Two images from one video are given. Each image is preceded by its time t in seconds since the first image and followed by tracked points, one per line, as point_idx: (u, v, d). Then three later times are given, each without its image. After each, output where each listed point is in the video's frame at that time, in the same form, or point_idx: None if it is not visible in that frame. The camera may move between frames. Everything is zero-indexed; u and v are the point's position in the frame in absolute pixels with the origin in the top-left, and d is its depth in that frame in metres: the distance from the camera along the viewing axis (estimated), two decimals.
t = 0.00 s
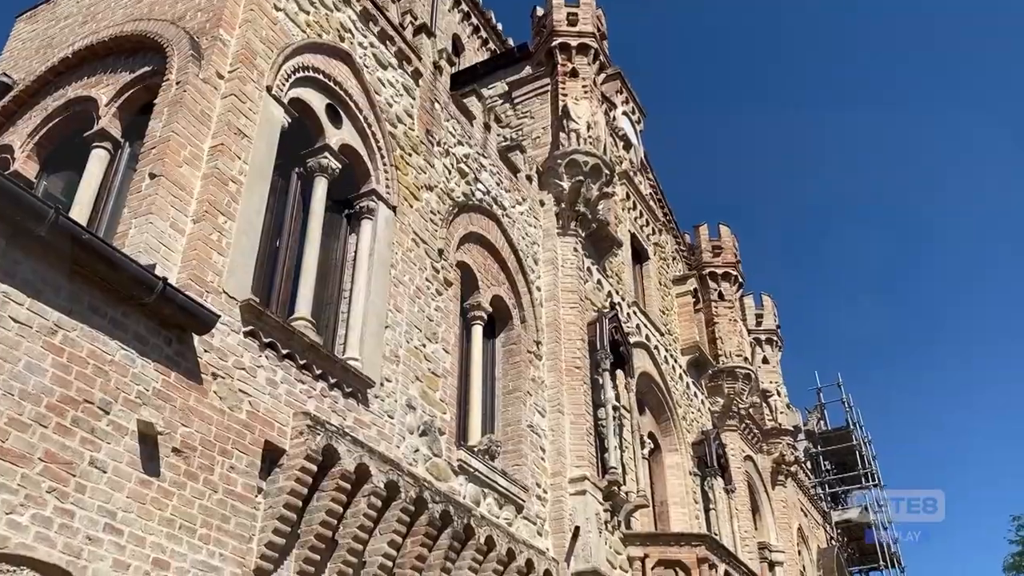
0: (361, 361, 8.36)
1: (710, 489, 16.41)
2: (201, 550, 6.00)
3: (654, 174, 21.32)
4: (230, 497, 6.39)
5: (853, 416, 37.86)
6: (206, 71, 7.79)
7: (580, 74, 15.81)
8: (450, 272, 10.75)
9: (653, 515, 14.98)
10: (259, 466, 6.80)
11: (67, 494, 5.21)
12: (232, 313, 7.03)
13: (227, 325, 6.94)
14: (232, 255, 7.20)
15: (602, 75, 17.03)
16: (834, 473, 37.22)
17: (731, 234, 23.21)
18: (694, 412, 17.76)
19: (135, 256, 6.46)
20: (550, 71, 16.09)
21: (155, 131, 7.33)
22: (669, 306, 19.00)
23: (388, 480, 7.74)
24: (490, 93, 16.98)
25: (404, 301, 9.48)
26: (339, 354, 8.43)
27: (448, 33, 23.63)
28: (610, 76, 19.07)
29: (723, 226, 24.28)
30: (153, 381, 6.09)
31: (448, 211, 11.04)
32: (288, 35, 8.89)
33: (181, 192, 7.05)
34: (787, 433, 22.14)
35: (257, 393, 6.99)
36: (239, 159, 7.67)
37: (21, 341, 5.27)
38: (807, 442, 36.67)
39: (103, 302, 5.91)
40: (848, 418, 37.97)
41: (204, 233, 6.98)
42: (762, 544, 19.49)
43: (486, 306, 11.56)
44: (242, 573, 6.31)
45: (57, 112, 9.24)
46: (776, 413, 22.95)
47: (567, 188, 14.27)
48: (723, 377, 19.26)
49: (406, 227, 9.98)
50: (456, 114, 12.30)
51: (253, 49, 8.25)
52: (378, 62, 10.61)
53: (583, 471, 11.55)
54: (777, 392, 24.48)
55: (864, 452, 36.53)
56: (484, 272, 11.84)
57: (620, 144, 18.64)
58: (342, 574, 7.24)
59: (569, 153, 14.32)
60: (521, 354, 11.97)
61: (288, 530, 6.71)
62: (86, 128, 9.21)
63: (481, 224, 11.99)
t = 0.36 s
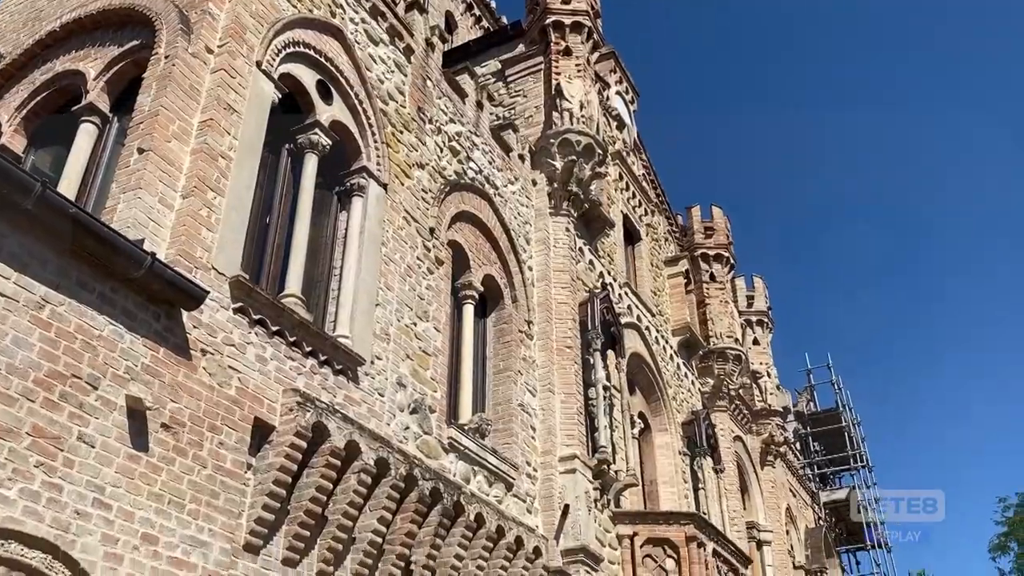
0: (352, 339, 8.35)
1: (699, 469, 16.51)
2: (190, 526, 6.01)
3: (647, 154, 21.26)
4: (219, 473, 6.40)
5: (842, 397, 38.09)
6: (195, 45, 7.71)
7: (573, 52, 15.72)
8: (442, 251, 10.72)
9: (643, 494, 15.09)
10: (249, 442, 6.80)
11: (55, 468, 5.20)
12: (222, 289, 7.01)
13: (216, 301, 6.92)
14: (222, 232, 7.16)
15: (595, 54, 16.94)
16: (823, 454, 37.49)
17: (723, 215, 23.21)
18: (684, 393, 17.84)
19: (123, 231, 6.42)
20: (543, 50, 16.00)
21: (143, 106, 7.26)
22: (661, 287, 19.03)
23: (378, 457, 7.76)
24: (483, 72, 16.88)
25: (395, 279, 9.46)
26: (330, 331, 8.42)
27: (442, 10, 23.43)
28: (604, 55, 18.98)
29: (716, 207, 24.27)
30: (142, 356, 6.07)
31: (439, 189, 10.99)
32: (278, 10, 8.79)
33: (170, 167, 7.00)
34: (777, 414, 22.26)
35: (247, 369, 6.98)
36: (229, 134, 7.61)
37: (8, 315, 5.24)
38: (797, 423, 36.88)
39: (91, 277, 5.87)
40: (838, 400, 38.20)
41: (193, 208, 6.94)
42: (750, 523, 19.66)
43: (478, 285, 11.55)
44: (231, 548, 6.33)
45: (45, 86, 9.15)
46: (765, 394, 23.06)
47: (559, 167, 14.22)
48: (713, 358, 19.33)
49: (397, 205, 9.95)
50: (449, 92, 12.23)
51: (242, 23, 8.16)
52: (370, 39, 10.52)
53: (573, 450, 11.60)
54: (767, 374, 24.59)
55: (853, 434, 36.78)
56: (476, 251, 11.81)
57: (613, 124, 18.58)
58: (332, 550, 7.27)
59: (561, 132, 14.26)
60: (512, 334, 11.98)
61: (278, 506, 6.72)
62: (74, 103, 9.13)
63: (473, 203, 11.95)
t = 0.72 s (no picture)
0: (341, 314, 8.32)
1: (688, 447, 16.61)
2: (179, 498, 6.02)
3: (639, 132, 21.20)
4: (208, 446, 6.39)
5: (831, 377, 38.30)
6: (182, 16, 7.61)
7: (566, 28, 15.61)
8: (432, 227, 10.68)
9: (632, 471, 15.19)
10: (238, 415, 6.78)
11: (42, 440, 5.18)
12: (210, 263, 6.97)
13: (204, 275, 6.88)
14: (210, 205, 7.11)
15: (588, 31, 16.82)
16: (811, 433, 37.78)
17: (715, 195, 23.20)
18: (673, 371, 17.91)
19: (111, 203, 6.36)
20: (536, 26, 15.88)
21: (130, 76, 7.17)
22: (652, 266, 19.03)
23: (368, 432, 7.76)
24: (475, 47, 16.76)
25: (385, 255, 9.42)
26: (319, 306, 8.40)
27: None
28: (597, 32, 18.87)
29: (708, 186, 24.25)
30: (130, 329, 6.04)
31: (430, 164, 10.93)
32: None
33: (158, 139, 6.94)
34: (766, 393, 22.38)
35: (235, 342, 6.96)
36: (218, 107, 7.54)
37: None
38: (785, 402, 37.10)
39: (78, 248, 5.82)
40: (827, 379, 38.42)
41: (181, 181, 6.88)
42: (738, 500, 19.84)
43: (468, 262, 11.52)
44: (220, 521, 6.34)
45: (31, 57, 9.03)
46: (755, 373, 23.17)
47: (551, 144, 14.15)
48: (703, 337, 19.39)
49: (388, 180, 9.89)
50: (440, 67, 12.13)
51: None
52: (360, 12, 10.41)
53: (562, 426, 11.64)
54: (757, 353, 24.70)
55: (841, 413, 37.04)
56: (467, 228, 11.76)
57: (606, 102, 18.50)
58: (320, 523, 7.25)
59: (554, 109, 14.18)
60: (502, 311, 11.98)
61: (266, 479, 6.73)
62: (61, 73, 9.02)
63: (465, 180, 11.89)
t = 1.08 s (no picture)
0: (330, 287, 8.29)
1: (676, 422, 16.71)
2: (166, 468, 6.01)
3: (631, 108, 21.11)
4: (195, 417, 6.38)
5: (819, 355, 38.53)
6: None
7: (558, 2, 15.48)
8: (422, 200, 10.62)
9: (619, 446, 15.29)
10: (225, 386, 6.78)
11: (28, 409, 5.16)
12: (198, 233, 6.92)
13: (192, 245, 6.83)
14: (197, 174, 7.05)
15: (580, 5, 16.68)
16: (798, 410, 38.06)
17: (706, 172, 23.16)
18: (662, 347, 17.97)
19: (97, 171, 6.30)
20: None
21: (116, 44, 7.07)
22: (642, 243, 19.03)
23: (356, 404, 7.77)
24: (467, 20, 16.60)
25: (374, 228, 9.37)
26: (308, 279, 8.36)
27: None
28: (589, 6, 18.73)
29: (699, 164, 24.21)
30: (116, 299, 6.00)
31: (420, 137, 10.86)
32: None
33: (145, 108, 6.86)
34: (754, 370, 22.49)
35: (223, 314, 6.93)
36: (205, 76, 7.46)
37: None
38: (773, 379, 37.32)
39: (64, 217, 5.76)
40: (815, 357, 38.66)
41: (168, 150, 6.81)
42: (724, 476, 20.00)
43: (458, 236, 11.48)
44: (208, 491, 6.34)
45: (16, 23, 8.91)
46: (743, 350, 23.27)
47: (542, 119, 14.08)
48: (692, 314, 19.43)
49: (377, 152, 9.82)
50: (430, 39, 12.01)
51: None
52: None
53: (551, 401, 11.69)
54: (745, 330, 24.80)
55: (828, 390, 37.30)
56: (457, 201, 11.70)
57: (598, 77, 18.40)
58: (309, 494, 7.27)
59: (545, 83, 14.08)
60: (492, 286, 11.96)
61: (255, 450, 6.73)
62: (46, 41, 8.89)
63: (455, 153, 11.83)
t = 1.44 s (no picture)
0: (318, 257, 8.26)
1: (663, 396, 16.82)
2: (153, 436, 6.00)
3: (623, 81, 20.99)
4: (182, 385, 6.36)
5: (806, 330, 38.76)
6: None
7: None
8: (411, 171, 10.55)
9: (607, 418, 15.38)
10: (213, 355, 6.76)
11: (13, 375, 5.13)
12: (184, 201, 6.86)
13: (178, 213, 6.78)
14: (184, 142, 6.97)
15: None
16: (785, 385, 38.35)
17: (697, 146, 23.12)
18: (651, 322, 18.02)
19: (81, 137, 6.22)
20: None
21: (100, 8, 6.96)
22: (632, 217, 19.01)
23: (344, 374, 7.77)
24: None
25: (362, 198, 9.32)
26: (296, 248, 8.32)
27: None
28: None
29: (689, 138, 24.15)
30: (102, 266, 5.95)
31: (409, 107, 10.77)
32: None
33: (130, 73, 6.77)
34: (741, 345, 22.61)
35: (210, 282, 6.90)
36: (191, 42, 7.36)
37: None
38: (760, 354, 37.54)
39: (48, 183, 5.69)
40: (802, 332, 38.88)
41: (154, 116, 6.73)
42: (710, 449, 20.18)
43: (448, 208, 11.43)
44: (195, 460, 6.33)
45: None
46: (731, 325, 23.37)
47: (533, 91, 13.99)
48: (681, 288, 19.47)
49: (366, 122, 9.74)
50: (421, 7, 11.87)
51: None
52: None
53: (539, 373, 11.72)
54: (733, 305, 24.91)
55: (815, 366, 37.55)
56: (446, 173, 11.64)
57: (590, 49, 18.26)
58: (297, 463, 7.28)
59: (536, 53, 13.97)
60: (481, 259, 11.94)
61: (242, 419, 6.73)
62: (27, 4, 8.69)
63: (444, 124, 11.74)
